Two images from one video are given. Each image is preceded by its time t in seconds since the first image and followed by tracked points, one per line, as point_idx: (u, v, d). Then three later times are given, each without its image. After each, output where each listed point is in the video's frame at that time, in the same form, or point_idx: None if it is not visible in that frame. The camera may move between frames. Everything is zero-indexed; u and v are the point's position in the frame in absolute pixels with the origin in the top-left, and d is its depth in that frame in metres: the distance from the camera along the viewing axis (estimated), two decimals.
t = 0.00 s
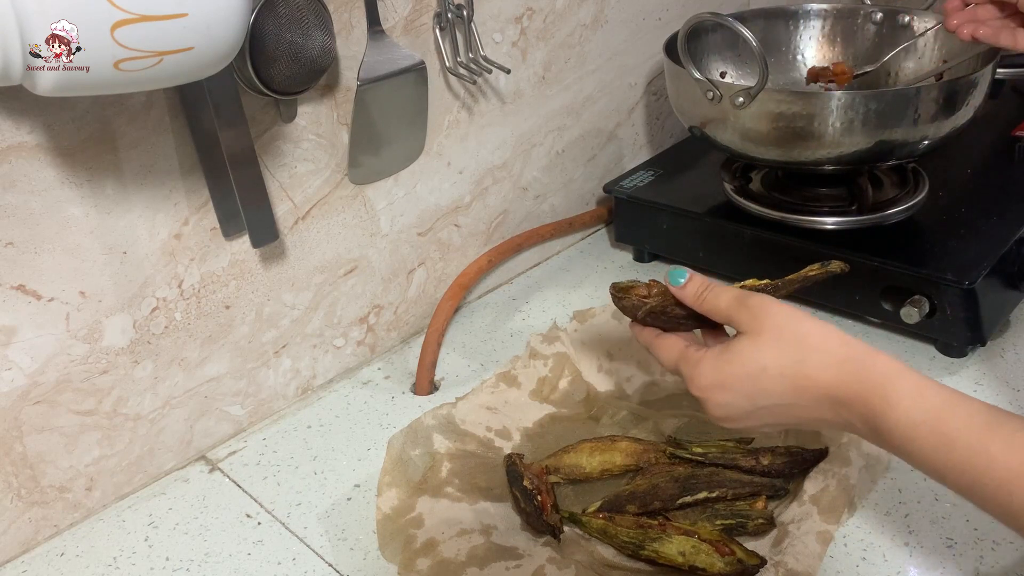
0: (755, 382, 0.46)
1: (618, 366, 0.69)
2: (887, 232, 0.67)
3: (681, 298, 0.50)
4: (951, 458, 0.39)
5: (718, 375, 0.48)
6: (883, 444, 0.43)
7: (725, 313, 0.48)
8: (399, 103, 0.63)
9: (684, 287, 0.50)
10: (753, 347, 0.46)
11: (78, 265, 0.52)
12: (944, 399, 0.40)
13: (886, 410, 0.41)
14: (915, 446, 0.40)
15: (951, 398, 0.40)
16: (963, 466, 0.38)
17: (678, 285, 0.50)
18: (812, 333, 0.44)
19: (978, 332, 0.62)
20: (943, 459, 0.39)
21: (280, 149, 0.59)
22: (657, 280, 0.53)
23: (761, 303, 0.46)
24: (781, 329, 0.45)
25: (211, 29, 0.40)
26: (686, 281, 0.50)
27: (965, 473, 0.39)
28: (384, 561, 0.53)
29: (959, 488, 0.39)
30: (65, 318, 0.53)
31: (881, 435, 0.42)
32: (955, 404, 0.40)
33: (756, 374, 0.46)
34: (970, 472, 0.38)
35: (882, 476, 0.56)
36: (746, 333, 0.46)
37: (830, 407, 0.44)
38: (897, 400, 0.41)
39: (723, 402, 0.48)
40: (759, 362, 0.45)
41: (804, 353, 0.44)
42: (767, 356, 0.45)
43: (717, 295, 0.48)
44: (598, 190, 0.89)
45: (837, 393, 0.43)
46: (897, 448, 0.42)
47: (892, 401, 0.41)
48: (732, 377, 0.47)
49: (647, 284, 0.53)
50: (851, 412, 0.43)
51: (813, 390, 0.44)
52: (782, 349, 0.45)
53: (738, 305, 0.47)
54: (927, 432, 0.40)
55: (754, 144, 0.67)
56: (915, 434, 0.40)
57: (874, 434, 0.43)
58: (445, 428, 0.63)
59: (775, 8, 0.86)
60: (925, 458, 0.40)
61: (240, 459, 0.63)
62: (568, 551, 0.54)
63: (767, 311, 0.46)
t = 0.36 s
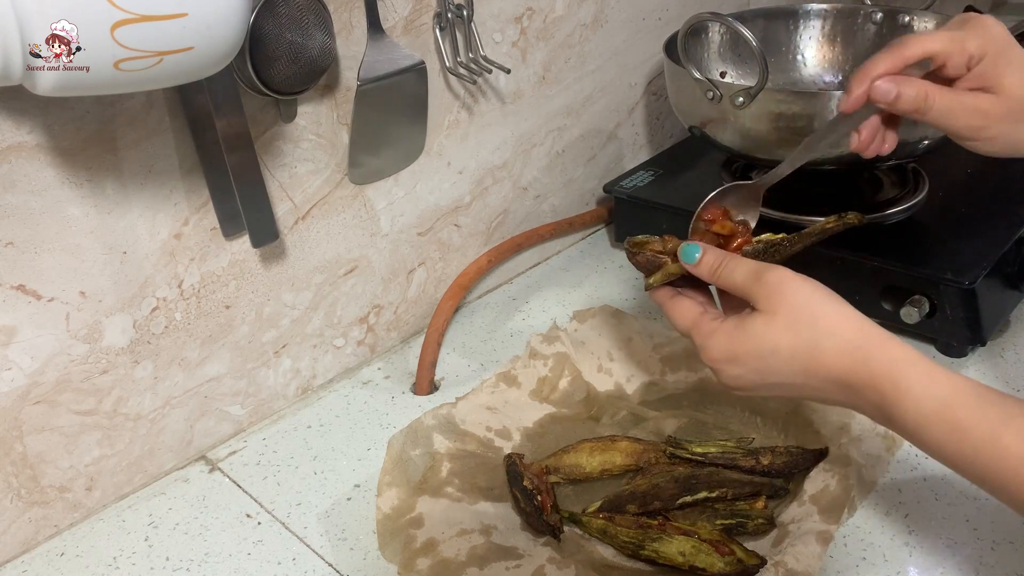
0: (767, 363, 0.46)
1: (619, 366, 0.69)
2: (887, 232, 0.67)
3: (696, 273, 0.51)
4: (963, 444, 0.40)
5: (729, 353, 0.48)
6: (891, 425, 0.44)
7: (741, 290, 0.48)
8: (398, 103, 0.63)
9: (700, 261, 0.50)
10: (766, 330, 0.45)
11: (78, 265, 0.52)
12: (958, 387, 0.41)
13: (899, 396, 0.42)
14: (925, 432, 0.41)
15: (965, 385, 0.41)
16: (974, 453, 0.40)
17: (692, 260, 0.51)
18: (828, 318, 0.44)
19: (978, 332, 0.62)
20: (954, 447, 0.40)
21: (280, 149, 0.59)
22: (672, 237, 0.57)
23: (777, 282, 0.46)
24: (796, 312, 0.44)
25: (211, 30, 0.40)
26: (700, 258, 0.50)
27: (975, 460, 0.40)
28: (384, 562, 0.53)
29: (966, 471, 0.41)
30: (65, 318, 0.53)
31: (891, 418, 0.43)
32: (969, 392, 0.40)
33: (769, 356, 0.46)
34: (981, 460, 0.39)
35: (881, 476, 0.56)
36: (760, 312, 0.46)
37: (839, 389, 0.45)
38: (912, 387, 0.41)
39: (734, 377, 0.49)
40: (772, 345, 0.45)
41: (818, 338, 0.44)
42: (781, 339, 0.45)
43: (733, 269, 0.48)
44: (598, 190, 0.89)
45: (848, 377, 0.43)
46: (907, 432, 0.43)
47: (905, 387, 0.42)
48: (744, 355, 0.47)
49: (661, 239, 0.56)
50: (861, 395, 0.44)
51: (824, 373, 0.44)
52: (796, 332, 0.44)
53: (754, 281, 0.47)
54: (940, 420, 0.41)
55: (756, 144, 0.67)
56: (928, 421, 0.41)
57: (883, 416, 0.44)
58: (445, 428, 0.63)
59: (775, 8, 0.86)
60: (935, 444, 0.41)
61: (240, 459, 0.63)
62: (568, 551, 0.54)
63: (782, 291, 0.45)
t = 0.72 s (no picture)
0: (765, 367, 0.46)
1: (619, 367, 0.69)
2: (887, 232, 0.67)
3: (688, 276, 0.50)
4: (963, 447, 0.40)
5: (727, 356, 0.48)
6: (890, 427, 0.44)
7: (735, 292, 0.48)
8: (398, 103, 0.63)
9: (690, 264, 0.50)
10: (763, 333, 0.45)
11: (78, 265, 0.52)
12: (957, 388, 0.41)
13: (896, 398, 0.42)
14: (924, 435, 0.41)
15: (963, 386, 0.41)
16: (974, 455, 0.40)
17: (683, 263, 0.50)
18: (824, 320, 0.44)
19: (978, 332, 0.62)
20: (951, 447, 0.40)
21: (280, 149, 0.59)
22: (660, 241, 0.57)
23: (771, 285, 0.46)
24: (792, 315, 0.44)
25: (211, 30, 0.40)
26: (691, 261, 0.50)
27: (975, 462, 0.40)
28: (383, 562, 0.53)
29: (965, 471, 0.41)
30: (65, 318, 0.53)
31: (890, 420, 0.43)
32: (966, 391, 0.40)
33: (766, 359, 0.46)
34: (979, 459, 0.39)
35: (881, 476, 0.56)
36: (756, 315, 0.46)
37: (838, 392, 0.45)
38: (909, 389, 0.41)
39: (733, 380, 0.49)
40: (769, 348, 0.45)
41: (814, 341, 0.44)
42: (777, 342, 0.45)
43: (726, 272, 0.48)
44: (598, 190, 0.89)
45: (845, 379, 0.44)
46: (906, 435, 0.43)
47: (903, 390, 0.41)
48: (741, 359, 0.47)
49: (650, 245, 0.57)
50: (860, 398, 0.44)
51: (822, 376, 0.44)
52: (791, 334, 0.44)
53: (746, 282, 0.47)
54: (939, 423, 0.40)
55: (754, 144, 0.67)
56: (926, 424, 0.41)
57: (882, 419, 0.44)
58: (445, 428, 0.63)
59: (775, 8, 0.86)
60: (935, 446, 0.41)
61: (240, 459, 0.63)
62: (568, 551, 0.54)
63: (778, 294, 0.45)
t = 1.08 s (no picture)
0: (764, 364, 0.46)
1: (619, 367, 0.69)
2: (886, 233, 0.67)
3: (686, 272, 0.50)
4: (962, 446, 0.40)
5: (726, 354, 0.48)
6: (890, 425, 0.44)
7: (734, 288, 0.48)
8: (399, 103, 0.63)
9: (689, 260, 0.50)
10: (762, 330, 0.45)
11: (78, 265, 0.52)
12: (956, 386, 0.41)
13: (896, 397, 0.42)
14: (924, 432, 0.41)
15: (963, 385, 0.41)
16: (973, 454, 0.40)
17: (682, 259, 0.50)
18: (823, 318, 0.44)
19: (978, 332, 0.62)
20: (950, 446, 0.40)
21: (280, 149, 0.59)
22: (659, 236, 0.57)
23: (771, 283, 0.46)
24: (791, 312, 0.44)
25: (211, 30, 0.40)
26: (691, 256, 0.50)
27: (975, 461, 0.40)
28: (383, 562, 0.53)
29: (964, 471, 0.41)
30: (65, 318, 0.53)
31: (889, 418, 0.43)
32: (966, 390, 0.40)
33: (765, 356, 0.46)
34: (979, 458, 0.39)
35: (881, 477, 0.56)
36: (755, 313, 0.46)
37: (837, 389, 0.45)
38: (909, 387, 0.41)
39: (732, 378, 0.49)
40: (768, 345, 0.45)
41: (815, 338, 0.44)
42: (777, 340, 0.45)
43: (725, 269, 0.48)
44: (598, 190, 0.89)
45: (845, 377, 0.44)
46: (905, 433, 0.43)
47: (902, 388, 0.41)
48: (741, 357, 0.47)
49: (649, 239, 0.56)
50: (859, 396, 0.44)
51: (821, 373, 0.44)
52: (790, 332, 0.44)
53: (744, 280, 0.47)
54: (938, 421, 0.41)
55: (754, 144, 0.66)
56: (926, 422, 0.41)
57: (881, 416, 0.44)
58: (445, 428, 0.63)
59: (775, 8, 0.86)
60: (935, 444, 0.41)
61: (240, 459, 0.63)
62: (568, 551, 0.54)
63: (778, 291, 0.45)
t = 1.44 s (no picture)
0: (765, 365, 0.46)
1: (619, 367, 0.69)
2: (886, 233, 0.67)
3: (688, 273, 0.50)
4: (961, 446, 0.40)
5: (727, 355, 0.48)
6: (890, 426, 0.44)
7: (736, 289, 0.48)
8: (398, 103, 0.63)
9: (692, 261, 0.50)
10: (763, 331, 0.45)
11: (78, 265, 0.52)
12: (955, 387, 0.41)
13: (896, 397, 0.42)
14: (924, 433, 0.41)
15: (963, 386, 0.41)
16: (972, 454, 0.40)
17: (685, 260, 0.50)
18: (824, 318, 0.44)
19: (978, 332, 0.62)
20: (948, 446, 0.40)
21: (280, 149, 0.59)
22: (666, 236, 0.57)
23: (773, 284, 0.46)
24: (792, 313, 0.45)
25: (211, 30, 0.40)
26: (692, 257, 0.50)
27: (973, 461, 0.40)
28: (383, 561, 0.53)
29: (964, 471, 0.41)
30: (65, 318, 0.53)
31: (889, 419, 0.43)
32: (964, 391, 0.41)
33: (766, 357, 0.46)
34: (977, 457, 0.39)
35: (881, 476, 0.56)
36: (757, 314, 0.46)
37: (837, 390, 0.45)
38: (909, 388, 0.41)
39: (733, 379, 0.49)
40: (769, 346, 0.45)
41: (815, 339, 0.44)
42: (778, 340, 0.45)
43: (726, 270, 0.48)
44: (598, 190, 0.89)
45: (844, 377, 0.44)
46: (905, 433, 0.43)
47: (902, 388, 0.42)
48: (741, 357, 0.47)
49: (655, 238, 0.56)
50: (859, 396, 0.44)
51: (822, 373, 0.44)
52: (791, 332, 0.45)
53: (747, 282, 0.47)
54: (937, 420, 0.41)
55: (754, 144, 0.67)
56: (926, 421, 0.41)
57: (882, 417, 0.44)
58: (445, 428, 0.63)
59: (775, 8, 0.86)
60: (935, 445, 0.41)
61: (240, 459, 0.63)
62: (568, 551, 0.54)
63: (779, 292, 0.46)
